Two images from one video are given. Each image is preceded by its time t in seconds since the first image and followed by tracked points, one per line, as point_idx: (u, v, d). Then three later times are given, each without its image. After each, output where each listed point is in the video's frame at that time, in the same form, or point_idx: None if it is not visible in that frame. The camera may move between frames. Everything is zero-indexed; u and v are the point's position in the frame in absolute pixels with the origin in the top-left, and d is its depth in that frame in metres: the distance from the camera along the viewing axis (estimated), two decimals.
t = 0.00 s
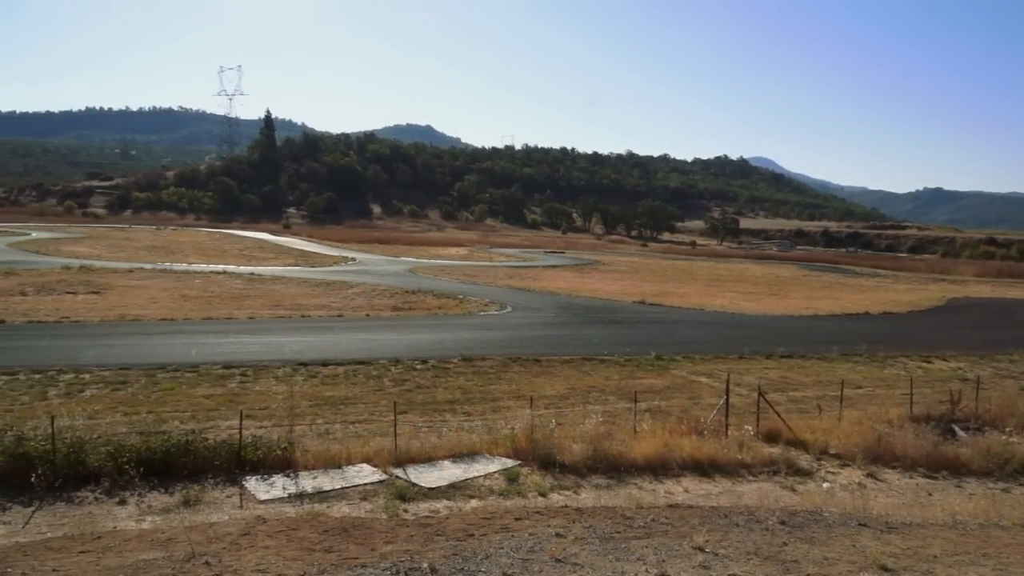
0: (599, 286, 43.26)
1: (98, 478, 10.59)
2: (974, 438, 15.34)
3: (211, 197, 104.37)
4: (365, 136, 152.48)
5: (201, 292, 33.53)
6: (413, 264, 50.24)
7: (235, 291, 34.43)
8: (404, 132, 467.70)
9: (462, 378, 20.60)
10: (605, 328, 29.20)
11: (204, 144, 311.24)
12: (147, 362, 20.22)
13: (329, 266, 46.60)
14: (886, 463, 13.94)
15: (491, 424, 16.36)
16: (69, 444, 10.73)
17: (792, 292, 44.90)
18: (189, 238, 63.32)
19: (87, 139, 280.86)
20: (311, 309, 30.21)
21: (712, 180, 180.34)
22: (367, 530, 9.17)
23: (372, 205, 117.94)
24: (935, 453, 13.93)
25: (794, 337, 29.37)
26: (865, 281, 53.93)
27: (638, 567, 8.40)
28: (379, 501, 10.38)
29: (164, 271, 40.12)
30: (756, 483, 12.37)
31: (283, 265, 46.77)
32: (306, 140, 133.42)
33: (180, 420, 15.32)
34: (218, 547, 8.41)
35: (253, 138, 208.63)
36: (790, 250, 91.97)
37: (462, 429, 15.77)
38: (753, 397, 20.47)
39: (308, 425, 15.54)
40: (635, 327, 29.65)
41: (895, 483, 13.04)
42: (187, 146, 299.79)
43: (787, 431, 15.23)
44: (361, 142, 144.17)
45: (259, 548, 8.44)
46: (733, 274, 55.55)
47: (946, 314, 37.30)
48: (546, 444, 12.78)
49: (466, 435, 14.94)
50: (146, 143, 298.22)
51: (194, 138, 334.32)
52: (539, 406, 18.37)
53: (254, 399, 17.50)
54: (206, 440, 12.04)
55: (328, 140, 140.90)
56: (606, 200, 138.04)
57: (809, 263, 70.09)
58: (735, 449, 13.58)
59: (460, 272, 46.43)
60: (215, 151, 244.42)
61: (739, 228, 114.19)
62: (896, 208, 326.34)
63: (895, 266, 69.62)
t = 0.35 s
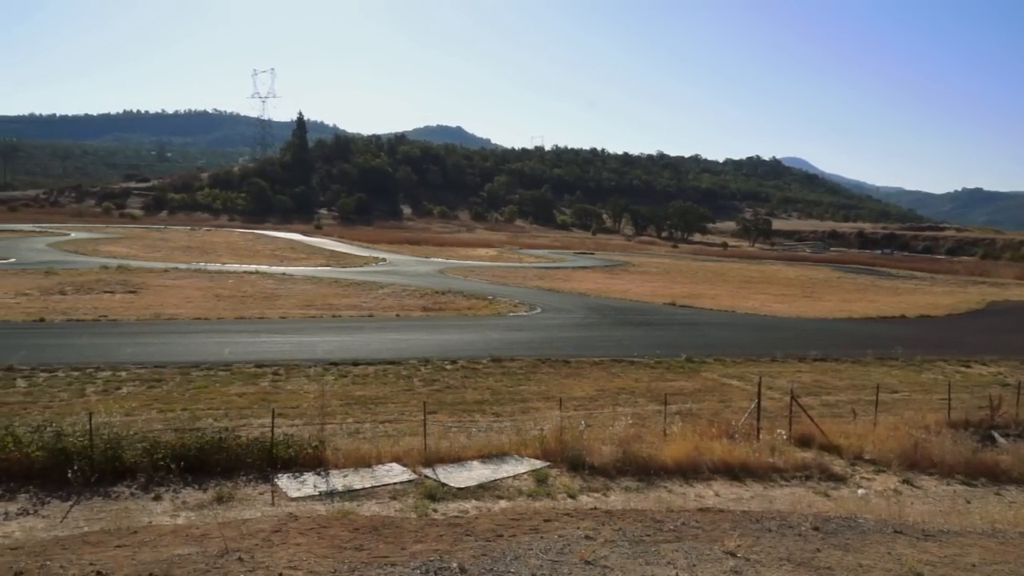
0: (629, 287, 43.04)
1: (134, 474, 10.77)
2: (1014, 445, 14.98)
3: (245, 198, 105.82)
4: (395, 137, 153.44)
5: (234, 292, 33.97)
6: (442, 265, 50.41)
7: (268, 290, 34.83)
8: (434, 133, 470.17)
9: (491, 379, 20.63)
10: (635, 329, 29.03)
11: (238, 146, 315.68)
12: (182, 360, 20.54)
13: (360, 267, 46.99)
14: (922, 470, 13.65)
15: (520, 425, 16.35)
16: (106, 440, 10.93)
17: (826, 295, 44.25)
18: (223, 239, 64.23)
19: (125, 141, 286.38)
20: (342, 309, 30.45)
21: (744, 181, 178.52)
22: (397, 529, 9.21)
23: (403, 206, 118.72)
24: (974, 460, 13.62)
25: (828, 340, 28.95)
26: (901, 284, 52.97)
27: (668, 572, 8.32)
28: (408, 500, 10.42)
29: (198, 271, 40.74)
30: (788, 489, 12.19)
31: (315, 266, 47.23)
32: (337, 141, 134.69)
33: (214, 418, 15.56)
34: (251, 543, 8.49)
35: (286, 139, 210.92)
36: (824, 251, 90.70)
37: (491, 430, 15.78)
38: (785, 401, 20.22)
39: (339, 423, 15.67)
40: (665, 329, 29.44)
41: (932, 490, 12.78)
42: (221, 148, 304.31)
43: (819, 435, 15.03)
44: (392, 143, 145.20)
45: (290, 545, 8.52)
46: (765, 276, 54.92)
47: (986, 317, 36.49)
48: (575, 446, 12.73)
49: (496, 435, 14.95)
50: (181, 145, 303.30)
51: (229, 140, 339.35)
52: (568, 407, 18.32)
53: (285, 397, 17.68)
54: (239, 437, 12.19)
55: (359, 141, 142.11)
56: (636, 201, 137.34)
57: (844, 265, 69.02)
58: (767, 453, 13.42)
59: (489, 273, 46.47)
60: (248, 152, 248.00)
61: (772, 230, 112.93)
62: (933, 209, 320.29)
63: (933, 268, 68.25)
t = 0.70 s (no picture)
0: (663, 289, 42.70)
1: (172, 470, 10.95)
2: None
3: (281, 199, 107.20)
4: (429, 138, 154.18)
5: (270, 292, 34.40)
6: (475, 266, 50.51)
7: (303, 290, 35.22)
8: (467, 134, 471.77)
9: (524, 380, 20.61)
10: (668, 331, 28.80)
11: (274, 148, 319.98)
12: (218, 359, 20.86)
13: (393, 267, 47.29)
14: (964, 476, 13.32)
15: (552, 426, 16.30)
16: (145, 436, 11.13)
17: (865, 297, 43.42)
18: (259, 239, 65.19)
19: (165, 143, 292.05)
20: (376, 309, 30.67)
21: (780, 181, 176.16)
22: (429, 528, 9.23)
23: (436, 207, 119.25)
24: (1018, 468, 13.26)
25: (866, 343, 28.41)
26: (942, 285, 51.90)
27: None
28: (440, 500, 10.44)
29: (235, 271, 41.35)
30: (825, 494, 11.98)
31: (349, 266, 47.63)
32: (371, 143, 135.79)
33: (249, 416, 15.76)
34: (286, 541, 8.58)
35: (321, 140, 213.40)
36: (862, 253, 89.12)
37: (523, 431, 15.76)
38: (822, 404, 19.90)
39: (372, 423, 15.77)
40: (699, 331, 29.14)
41: (974, 496, 12.46)
42: (258, 150, 308.56)
43: (857, 440, 14.75)
44: (425, 144, 145.99)
45: (324, 542, 8.58)
46: (801, 278, 54.09)
47: None
48: (608, 447, 12.65)
49: (528, 436, 14.95)
50: (219, 148, 308.41)
51: (265, 142, 344.28)
52: (600, 408, 18.21)
53: (319, 396, 17.84)
54: (274, 435, 12.33)
55: (393, 143, 143.02)
56: (670, 202, 136.27)
57: (883, 267, 67.71)
58: (803, 458, 13.20)
59: (522, 274, 46.43)
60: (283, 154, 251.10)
61: (808, 231, 111.23)
62: (976, 209, 312.80)
63: (976, 270, 66.62)
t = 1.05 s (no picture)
0: (697, 290, 42.32)
1: (209, 466, 11.13)
2: None
3: (316, 200, 108.38)
4: (462, 140, 154.74)
5: (305, 291, 34.78)
6: (508, 267, 50.53)
7: (337, 290, 35.57)
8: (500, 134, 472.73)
9: (556, 381, 20.55)
10: (702, 333, 28.53)
11: (309, 149, 323.53)
12: (255, 357, 21.16)
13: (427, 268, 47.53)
14: (1007, 483, 12.99)
15: (585, 428, 16.24)
16: (184, 433, 11.33)
17: (904, 299, 42.58)
18: (295, 240, 65.99)
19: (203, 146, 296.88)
20: (409, 309, 30.84)
21: (817, 181, 173.56)
22: (461, 528, 9.26)
23: (469, 208, 119.62)
24: None
25: (905, 346, 27.85)
26: (985, 288, 50.68)
27: None
28: (473, 500, 10.47)
29: (271, 271, 41.92)
30: (861, 499, 11.76)
31: (382, 266, 47.99)
32: (405, 144, 136.67)
33: (284, 414, 15.95)
34: (320, 538, 8.67)
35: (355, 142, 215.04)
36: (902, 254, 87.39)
37: (555, 432, 15.73)
38: (859, 408, 19.55)
39: (405, 422, 15.87)
40: (733, 333, 28.82)
41: (1018, 504, 12.14)
42: (294, 151, 312.54)
43: (895, 445, 14.47)
44: (458, 145, 146.53)
45: (358, 540, 8.66)
46: (838, 280, 53.20)
47: None
48: (640, 449, 12.58)
49: (560, 437, 14.91)
50: (256, 150, 312.98)
51: (301, 144, 348.55)
52: (633, 410, 18.11)
53: (353, 395, 18.00)
54: (308, 433, 12.48)
55: (426, 144, 143.78)
56: (704, 202, 135.03)
57: (923, 269, 66.30)
58: (839, 462, 12.99)
59: (554, 275, 46.34)
60: (318, 156, 253.89)
61: (846, 232, 109.44)
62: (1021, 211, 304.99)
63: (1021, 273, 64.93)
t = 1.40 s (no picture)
0: (730, 291, 41.88)
1: (243, 464, 11.26)
2: None
3: (348, 201, 109.40)
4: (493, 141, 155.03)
5: (338, 291, 35.10)
6: (539, 267, 50.55)
7: (369, 290, 35.84)
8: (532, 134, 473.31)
9: (587, 382, 20.47)
10: (735, 335, 28.20)
11: (342, 151, 326.65)
12: (288, 357, 21.40)
13: (458, 268, 47.68)
14: None
15: (616, 429, 16.16)
16: (219, 431, 11.50)
17: (943, 301, 41.70)
18: (328, 240, 66.69)
19: (239, 148, 301.33)
20: (440, 309, 30.95)
21: (854, 181, 170.75)
22: (492, 528, 9.26)
23: (500, 209, 119.82)
24: None
25: (944, 349, 27.25)
26: None
27: None
28: (504, 500, 10.46)
29: (304, 271, 42.39)
30: (899, 505, 11.51)
31: (414, 267, 48.27)
32: (437, 145, 137.37)
33: (317, 413, 16.11)
34: (352, 536, 8.72)
35: (388, 143, 216.52)
36: (941, 255, 85.63)
37: (586, 433, 15.67)
38: (897, 412, 19.16)
39: (436, 421, 15.93)
40: (766, 335, 28.45)
41: None
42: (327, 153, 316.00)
43: (934, 449, 14.17)
44: (490, 146, 146.81)
45: (391, 538, 8.70)
46: (875, 281, 52.27)
47: None
48: (672, 452, 12.48)
49: (591, 439, 14.84)
50: (290, 151, 316.83)
51: (334, 145, 352.02)
52: (665, 412, 17.95)
53: (385, 395, 18.11)
54: (341, 432, 12.59)
55: (458, 145, 144.36)
56: (737, 202, 133.67)
57: (963, 270, 64.88)
58: (875, 467, 12.75)
59: (585, 275, 46.22)
60: (352, 157, 256.19)
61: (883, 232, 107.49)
62: None
63: None
